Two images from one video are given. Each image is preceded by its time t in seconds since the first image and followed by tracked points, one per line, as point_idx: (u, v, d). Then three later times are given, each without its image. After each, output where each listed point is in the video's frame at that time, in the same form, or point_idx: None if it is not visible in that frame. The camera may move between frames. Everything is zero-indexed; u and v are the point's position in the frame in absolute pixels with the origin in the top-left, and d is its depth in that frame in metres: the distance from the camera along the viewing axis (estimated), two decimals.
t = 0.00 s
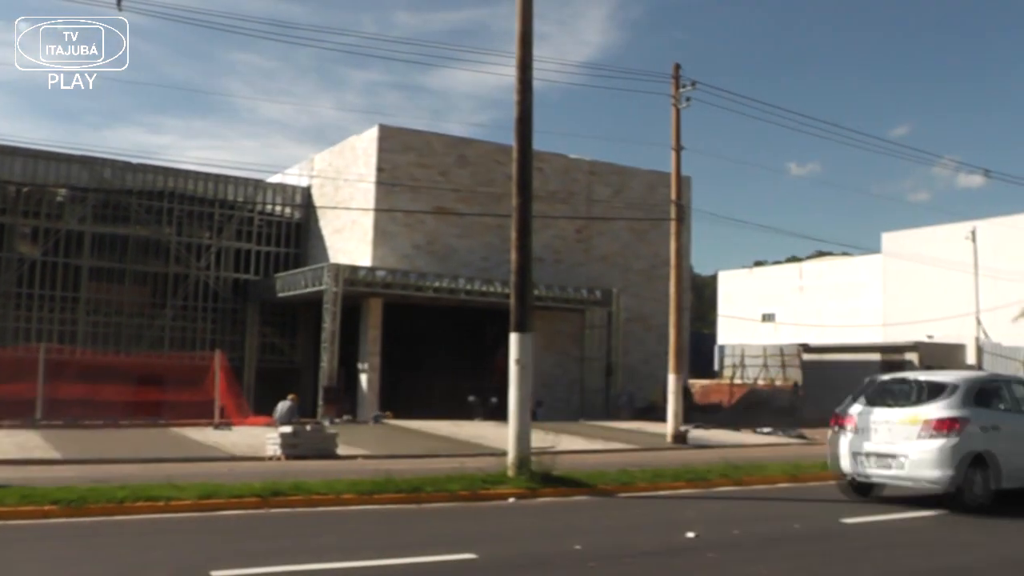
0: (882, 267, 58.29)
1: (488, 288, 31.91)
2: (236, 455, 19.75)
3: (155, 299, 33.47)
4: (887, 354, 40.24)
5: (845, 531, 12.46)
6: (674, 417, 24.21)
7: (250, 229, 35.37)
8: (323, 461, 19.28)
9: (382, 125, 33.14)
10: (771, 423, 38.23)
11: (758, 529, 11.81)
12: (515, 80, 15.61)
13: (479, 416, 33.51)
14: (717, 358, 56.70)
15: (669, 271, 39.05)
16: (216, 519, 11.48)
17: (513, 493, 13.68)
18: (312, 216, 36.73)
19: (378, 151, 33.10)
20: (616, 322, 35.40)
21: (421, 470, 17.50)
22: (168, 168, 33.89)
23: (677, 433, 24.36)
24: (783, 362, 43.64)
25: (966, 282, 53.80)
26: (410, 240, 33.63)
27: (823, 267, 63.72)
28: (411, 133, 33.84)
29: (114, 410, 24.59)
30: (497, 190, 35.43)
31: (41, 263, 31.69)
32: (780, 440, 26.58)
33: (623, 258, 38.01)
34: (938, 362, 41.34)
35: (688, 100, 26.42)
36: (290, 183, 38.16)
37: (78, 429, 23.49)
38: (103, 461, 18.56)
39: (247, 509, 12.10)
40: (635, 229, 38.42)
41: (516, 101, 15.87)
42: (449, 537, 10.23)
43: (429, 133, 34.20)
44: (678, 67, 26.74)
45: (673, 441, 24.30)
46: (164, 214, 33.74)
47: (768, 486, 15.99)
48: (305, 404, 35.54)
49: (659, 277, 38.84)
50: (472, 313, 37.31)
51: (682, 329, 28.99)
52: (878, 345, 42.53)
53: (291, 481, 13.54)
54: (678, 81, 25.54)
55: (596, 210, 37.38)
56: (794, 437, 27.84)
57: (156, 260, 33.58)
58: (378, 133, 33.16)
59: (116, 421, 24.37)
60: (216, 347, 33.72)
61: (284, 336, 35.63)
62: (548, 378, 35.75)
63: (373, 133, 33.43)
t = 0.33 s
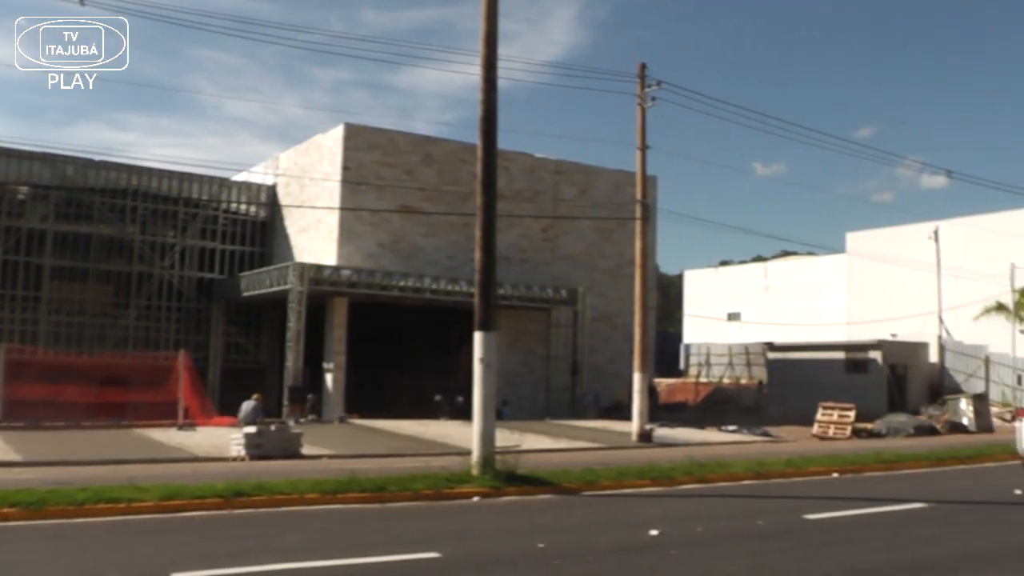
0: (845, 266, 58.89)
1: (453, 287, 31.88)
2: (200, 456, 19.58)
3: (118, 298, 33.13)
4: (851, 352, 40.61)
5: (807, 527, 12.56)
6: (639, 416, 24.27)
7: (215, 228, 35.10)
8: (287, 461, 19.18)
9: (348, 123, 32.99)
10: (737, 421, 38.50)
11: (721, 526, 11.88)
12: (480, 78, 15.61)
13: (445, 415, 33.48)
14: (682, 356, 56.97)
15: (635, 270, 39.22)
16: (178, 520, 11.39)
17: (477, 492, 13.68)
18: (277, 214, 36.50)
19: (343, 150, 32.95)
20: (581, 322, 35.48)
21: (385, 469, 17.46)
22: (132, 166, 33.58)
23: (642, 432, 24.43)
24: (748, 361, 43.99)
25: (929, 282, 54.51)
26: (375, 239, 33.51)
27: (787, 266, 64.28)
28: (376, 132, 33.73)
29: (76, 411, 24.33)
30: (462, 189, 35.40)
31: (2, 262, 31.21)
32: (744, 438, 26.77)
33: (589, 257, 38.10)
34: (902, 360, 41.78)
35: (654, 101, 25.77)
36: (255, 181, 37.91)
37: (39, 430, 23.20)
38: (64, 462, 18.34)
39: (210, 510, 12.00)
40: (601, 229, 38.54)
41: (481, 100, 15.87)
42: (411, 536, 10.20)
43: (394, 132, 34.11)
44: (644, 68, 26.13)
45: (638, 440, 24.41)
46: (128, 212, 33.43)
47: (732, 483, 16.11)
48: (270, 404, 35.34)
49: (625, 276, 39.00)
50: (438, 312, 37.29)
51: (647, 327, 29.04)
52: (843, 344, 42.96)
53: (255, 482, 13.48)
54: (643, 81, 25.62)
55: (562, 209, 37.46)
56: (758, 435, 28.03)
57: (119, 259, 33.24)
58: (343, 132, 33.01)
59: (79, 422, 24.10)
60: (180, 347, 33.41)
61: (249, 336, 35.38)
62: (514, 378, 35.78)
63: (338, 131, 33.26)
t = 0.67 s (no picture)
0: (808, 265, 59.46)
1: (418, 287, 31.83)
2: (161, 458, 19.40)
3: (80, 298, 32.70)
4: (814, 349, 40.99)
5: (768, 523, 12.67)
6: (604, 415, 24.35)
7: (178, 227, 34.85)
8: (251, 462, 19.06)
9: (311, 122, 32.80)
10: (702, 419, 38.79)
11: (683, 523, 11.97)
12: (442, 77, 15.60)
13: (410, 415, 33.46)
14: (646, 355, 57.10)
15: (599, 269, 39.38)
16: (141, 522, 11.29)
17: (440, 491, 13.69)
18: (241, 213, 36.28)
19: (306, 149, 32.77)
20: (546, 321, 35.56)
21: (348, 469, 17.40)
22: (94, 165, 33.24)
23: (605, 430, 24.52)
24: (713, 359, 44.37)
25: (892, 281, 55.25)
26: (339, 238, 33.37)
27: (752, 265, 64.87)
28: (340, 131, 33.59)
29: (37, 413, 24.01)
30: (426, 188, 35.38)
31: None
32: (708, 435, 27.00)
33: (553, 256, 38.17)
34: (864, 357, 42.25)
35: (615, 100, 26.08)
36: (218, 180, 37.63)
37: None
38: (23, 466, 18.08)
39: (172, 512, 11.91)
40: (565, 227, 38.66)
41: (444, 99, 15.87)
42: (374, 535, 10.21)
43: (358, 131, 33.98)
44: (608, 66, 26.36)
45: (602, 438, 24.51)
46: (90, 211, 33.06)
47: (695, 481, 16.23)
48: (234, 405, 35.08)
49: (589, 275, 39.15)
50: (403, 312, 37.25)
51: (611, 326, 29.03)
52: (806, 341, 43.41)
53: (218, 484, 13.39)
54: (606, 81, 25.72)
55: (526, 208, 37.54)
56: (722, 432, 28.25)
57: (81, 259, 32.82)
58: (307, 131, 32.82)
59: (39, 423, 23.77)
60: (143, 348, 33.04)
61: (212, 336, 35.10)
62: (479, 377, 35.80)
63: (302, 130, 33.07)
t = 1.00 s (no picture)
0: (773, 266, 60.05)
1: (383, 286, 31.78)
2: (124, 457, 19.28)
3: (43, 295, 32.29)
4: (779, 349, 41.36)
5: (730, 521, 12.80)
6: (569, 414, 24.46)
7: (142, 224, 34.56)
8: (214, 461, 18.95)
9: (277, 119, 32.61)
10: (667, 418, 39.05)
11: (645, 522, 12.07)
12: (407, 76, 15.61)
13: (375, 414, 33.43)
14: (612, 354, 57.29)
15: (565, 269, 39.50)
16: (103, 522, 11.21)
17: (404, 490, 13.71)
18: (206, 211, 36.05)
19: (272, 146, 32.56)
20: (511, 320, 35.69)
21: (311, 468, 17.36)
22: (58, 161, 32.88)
23: (570, 430, 24.65)
24: (678, 359, 44.99)
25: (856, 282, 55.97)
26: (305, 236, 33.25)
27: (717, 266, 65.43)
28: (307, 129, 33.42)
29: None
30: (393, 187, 35.33)
31: None
32: (672, 434, 27.24)
33: (519, 255, 38.25)
34: (829, 357, 42.69)
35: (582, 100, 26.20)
36: (183, 176, 37.34)
37: None
38: None
39: (134, 512, 11.83)
40: (531, 227, 38.76)
41: (409, 97, 15.88)
42: (337, 534, 10.22)
43: (324, 129, 33.85)
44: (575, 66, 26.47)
45: (567, 437, 24.62)
46: (54, 207, 32.68)
47: (658, 480, 16.35)
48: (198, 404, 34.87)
49: (554, 275, 39.26)
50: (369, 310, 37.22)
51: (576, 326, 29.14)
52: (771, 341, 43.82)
53: (180, 484, 13.32)
54: (573, 81, 25.81)
55: (492, 207, 37.58)
56: (687, 432, 28.47)
57: (44, 255, 32.40)
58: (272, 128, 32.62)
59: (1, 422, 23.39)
60: (107, 346, 32.71)
61: (177, 335, 34.85)
62: (445, 376, 35.80)
63: (267, 127, 32.87)
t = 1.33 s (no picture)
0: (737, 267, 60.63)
1: (347, 284, 31.66)
2: (84, 458, 19.11)
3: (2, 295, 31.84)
4: (741, 349, 41.74)
5: (691, 519, 12.94)
6: (532, 413, 24.54)
7: (104, 222, 34.17)
8: (175, 462, 18.82)
9: (240, 117, 32.40)
10: (630, 417, 39.29)
11: (606, 520, 12.15)
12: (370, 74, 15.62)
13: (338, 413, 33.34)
14: (576, 353, 57.52)
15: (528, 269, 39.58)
16: (60, 523, 11.10)
17: (365, 489, 13.71)
18: (168, 209, 35.75)
19: (235, 144, 32.34)
20: (475, 319, 35.77)
21: (273, 468, 17.30)
22: (18, 158, 32.44)
23: (533, 429, 24.75)
24: (642, 358, 45.37)
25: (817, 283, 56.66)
26: (268, 234, 33.06)
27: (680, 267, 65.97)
28: (270, 126, 33.24)
29: None
30: (356, 186, 35.27)
31: None
32: (634, 434, 27.42)
33: (483, 255, 38.29)
34: (791, 357, 43.12)
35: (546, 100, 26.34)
36: (145, 174, 37.00)
37: None
38: None
39: (93, 513, 11.73)
40: (495, 227, 38.82)
41: (372, 96, 15.89)
42: (298, 533, 10.20)
43: (288, 127, 33.69)
44: (539, 65, 26.58)
45: (529, 436, 24.71)
46: (13, 205, 32.21)
47: (621, 479, 16.47)
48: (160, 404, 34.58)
49: (518, 274, 39.32)
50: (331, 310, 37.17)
51: (538, 325, 29.25)
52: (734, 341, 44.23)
53: (140, 484, 13.22)
54: (538, 80, 25.90)
55: (457, 206, 37.59)
56: (650, 431, 28.66)
57: (3, 254, 31.95)
58: (236, 125, 32.40)
59: None
60: (67, 346, 32.32)
61: (138, 334, 34.54)
62: (409, 375, 35.76)
63: (230, 124, 32.65)
